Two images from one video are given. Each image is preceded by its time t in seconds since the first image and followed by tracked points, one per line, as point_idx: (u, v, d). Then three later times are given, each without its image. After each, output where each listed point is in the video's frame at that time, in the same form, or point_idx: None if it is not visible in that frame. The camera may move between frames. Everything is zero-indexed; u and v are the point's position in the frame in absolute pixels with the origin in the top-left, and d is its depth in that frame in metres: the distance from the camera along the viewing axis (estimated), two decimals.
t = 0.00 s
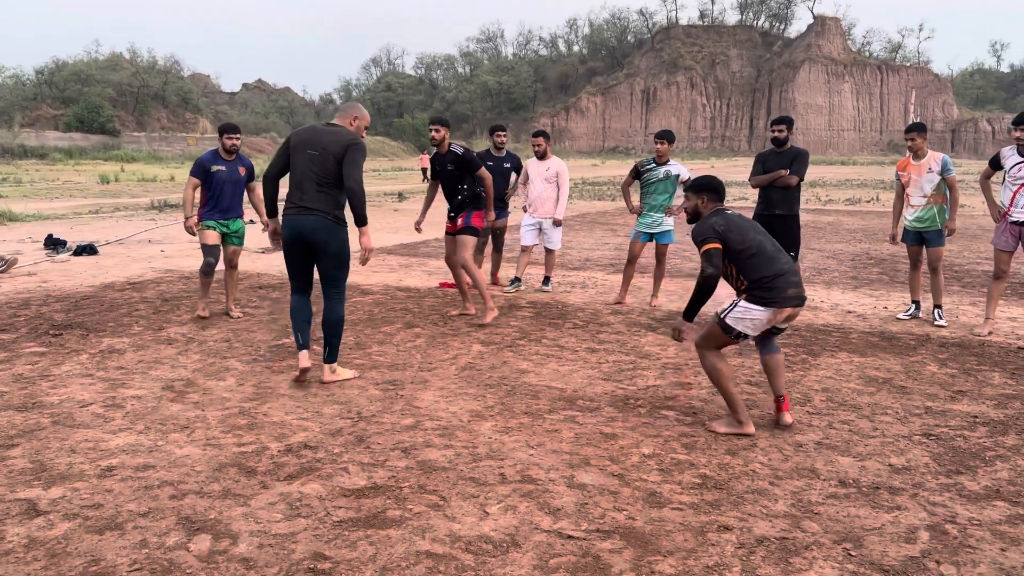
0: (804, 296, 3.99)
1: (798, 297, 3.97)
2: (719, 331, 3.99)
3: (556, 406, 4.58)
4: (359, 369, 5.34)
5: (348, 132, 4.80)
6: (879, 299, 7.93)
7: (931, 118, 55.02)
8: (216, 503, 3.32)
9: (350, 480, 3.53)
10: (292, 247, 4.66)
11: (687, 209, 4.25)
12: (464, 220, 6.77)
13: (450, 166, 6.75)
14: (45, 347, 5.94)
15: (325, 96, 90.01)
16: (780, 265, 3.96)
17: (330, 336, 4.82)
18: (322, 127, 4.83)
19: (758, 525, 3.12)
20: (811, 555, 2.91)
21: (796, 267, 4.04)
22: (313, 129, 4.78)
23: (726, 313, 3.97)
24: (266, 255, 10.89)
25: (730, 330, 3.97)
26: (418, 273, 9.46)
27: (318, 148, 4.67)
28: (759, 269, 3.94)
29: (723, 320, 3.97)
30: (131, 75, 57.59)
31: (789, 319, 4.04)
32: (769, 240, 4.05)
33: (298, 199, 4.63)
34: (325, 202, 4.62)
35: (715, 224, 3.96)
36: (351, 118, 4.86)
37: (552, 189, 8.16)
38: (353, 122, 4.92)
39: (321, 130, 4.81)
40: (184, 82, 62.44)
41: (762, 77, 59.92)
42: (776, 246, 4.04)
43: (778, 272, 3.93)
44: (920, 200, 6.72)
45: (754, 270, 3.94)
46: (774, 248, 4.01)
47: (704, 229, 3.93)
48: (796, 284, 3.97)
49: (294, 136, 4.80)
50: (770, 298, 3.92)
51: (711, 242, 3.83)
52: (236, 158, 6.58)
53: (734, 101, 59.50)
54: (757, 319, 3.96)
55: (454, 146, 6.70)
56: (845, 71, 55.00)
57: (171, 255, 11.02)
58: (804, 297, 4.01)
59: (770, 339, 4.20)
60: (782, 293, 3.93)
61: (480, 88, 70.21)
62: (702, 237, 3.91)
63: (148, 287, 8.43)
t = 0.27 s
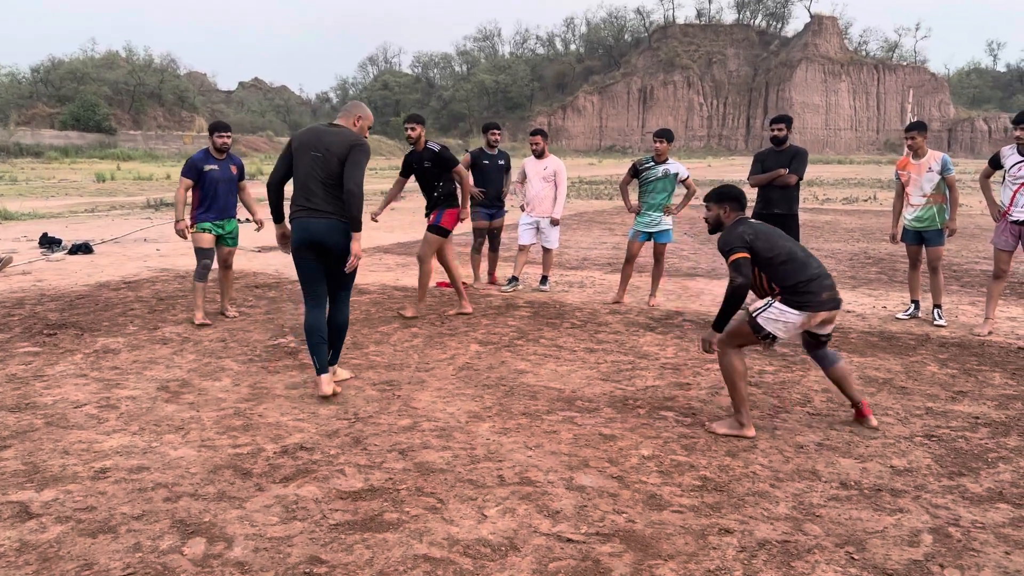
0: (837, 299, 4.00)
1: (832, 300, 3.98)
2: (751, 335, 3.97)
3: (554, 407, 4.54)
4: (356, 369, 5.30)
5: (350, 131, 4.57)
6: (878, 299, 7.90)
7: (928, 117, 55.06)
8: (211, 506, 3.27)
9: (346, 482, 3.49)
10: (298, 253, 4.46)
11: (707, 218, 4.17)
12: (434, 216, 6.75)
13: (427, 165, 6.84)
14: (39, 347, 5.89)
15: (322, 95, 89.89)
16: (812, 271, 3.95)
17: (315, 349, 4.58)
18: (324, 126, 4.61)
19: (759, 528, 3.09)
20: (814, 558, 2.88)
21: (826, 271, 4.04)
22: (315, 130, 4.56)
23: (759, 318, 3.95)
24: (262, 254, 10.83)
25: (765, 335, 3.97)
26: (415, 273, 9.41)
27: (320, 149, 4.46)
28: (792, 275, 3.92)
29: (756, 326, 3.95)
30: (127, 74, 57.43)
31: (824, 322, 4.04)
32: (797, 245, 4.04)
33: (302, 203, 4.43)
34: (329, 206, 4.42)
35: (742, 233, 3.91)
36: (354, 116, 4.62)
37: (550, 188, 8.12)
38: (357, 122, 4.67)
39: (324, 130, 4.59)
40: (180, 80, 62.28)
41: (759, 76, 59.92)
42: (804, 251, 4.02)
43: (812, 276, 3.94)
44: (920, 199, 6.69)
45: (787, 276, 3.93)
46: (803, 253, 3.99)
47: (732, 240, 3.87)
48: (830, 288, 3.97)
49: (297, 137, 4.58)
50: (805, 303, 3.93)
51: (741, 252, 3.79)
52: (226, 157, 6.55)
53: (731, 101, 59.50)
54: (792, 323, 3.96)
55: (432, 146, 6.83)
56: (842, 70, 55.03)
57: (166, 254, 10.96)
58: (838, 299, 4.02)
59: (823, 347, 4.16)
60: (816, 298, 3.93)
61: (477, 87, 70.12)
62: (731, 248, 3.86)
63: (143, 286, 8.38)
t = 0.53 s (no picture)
0: (863, 307, 3.93)
1: (859, 308, 3.90)
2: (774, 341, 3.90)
3: (555, 410, 4.46)
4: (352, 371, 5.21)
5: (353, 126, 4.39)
6: (880, 299, 7.83)
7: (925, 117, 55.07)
8: (203, 513, 3.19)
9: (342, 488, 3.41)
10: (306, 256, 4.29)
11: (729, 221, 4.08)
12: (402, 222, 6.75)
13: (395, 170, 6.66)
14: (30, 348, 5.80)
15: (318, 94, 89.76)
16: (839, 277, 3.87)
17: (315, 357, 4.43)
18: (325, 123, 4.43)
19: (766, 536, 3.01)
20: (823, 567, 2.80)
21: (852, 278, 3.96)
22: (317, 127, 4.39)
23: (784, 322, 3.88)
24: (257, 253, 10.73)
25: (787, 340, 3.91)
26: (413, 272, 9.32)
27: (321, 146, 4.28)
28: (820, 282, 3.84)
29: (779, 331, 3.88)
30: (124, 73, 57.26)
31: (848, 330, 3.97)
32: (823, 251, 3.95)
33: (307, 203, 4.26)
34: (335, 205, 4.24)
35: (770, 237, 3.82)
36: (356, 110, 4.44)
37: (548, 188, 8.04)
38: (360, 117, 4.49)
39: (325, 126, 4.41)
40: (177, 80, 62.10)
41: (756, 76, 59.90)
42: (830, 257, 3.94)
43: (839, 283, 3.86)
44: (923, 199, 6.62)
45: (814, 282, 3.85)
46: (830, 258, 3.91)
47: (761, 245, 3.78)
48: (857, 295, 3.89)
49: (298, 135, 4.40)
50: (832, 310, 3.85)
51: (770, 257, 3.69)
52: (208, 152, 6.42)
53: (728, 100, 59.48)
54: (817, 330, 3.89)
55: (399, 150, 6.62)
56: (839, 70, 55.03)
57: (161, 253, 10.87)
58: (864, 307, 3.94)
59: (838, 347, 4.09)
60: (844, 305, 3.86)
61: (474, 87, 70.04)
62: (759, 254, 3.76)
63: (137, 286, 8.28)
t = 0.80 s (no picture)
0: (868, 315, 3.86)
1: (863, 316, 3.83)
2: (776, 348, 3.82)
3: (549, 416, 4.35)
4: (341, 376, 5.08)
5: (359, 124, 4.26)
6: (874, 300, 7.76)
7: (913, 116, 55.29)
8: (185, 527, 3.06)
9: (330, 499, 3.29)
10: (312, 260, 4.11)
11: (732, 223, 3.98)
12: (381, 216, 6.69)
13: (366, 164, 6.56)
14: (9, 353, 5.65)
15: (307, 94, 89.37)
16: (845, 283, 3.80)
17: (308, 362, 4.31)
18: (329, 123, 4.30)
19: (770, 547, 2.92)
20: None
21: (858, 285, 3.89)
22: (321, 127, 4.26)
23: (786, 326, 3.80)
24: (244, 255, 10.58)
25: (789, 345, 3.82)
26: (403, 274, 9.20)
27: (326, 144, 4.14)
28: (825, 288, 3.77)
29: (781, 336, 3.79)
30: (110, 72, 56.76)
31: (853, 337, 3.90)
32: (829, 256, 3.88)
33: (312, 204, 4.10)
34: (342, 205, 4.08)
35: (775, 242, 3.73)
36: (361, 109, 4.32)
37: (540, 188, 7.93)
38: (366, 116, 4.39)
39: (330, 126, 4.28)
40: (164, 79, 61.64)
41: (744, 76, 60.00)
42: (837, 262, 3.87)
43: (845, 290, 3.79)
44: (919, 198, 6.55)
45: (818, 288, 3.78)
46: (836, 264, 3.84)
47: (766, 249, 3.69)
48: (862, 303, 3.83)
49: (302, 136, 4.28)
50: (836, 317, 3.79)
51: (774, 262, 3.61)
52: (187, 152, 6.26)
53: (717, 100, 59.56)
54: (820, 336, 3.83)
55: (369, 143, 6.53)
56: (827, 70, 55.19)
57: (146, 255, 10.70)
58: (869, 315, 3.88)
59: (837, 352, 4.02)
60: (849, 313, 3.79)
61: (463, 86, 69.87)
62: (763, 258, 3.68)
63: (121, 288, 8.12)
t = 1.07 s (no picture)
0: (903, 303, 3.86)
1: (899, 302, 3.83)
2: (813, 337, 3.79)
3: (537, 421, 4.27)
4: (323, 382, 4.97)
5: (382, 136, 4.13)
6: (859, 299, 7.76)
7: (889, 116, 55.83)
8: (163, 542, 2.95)
9: (314, 511, 3.19)
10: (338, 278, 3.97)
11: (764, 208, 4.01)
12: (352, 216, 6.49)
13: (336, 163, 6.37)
14: None
15: (284, 94, 88.69)
16: (881, 268, 3.80)
17: (299, 367, 4.20)
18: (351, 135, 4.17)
19: (767, 557, 2.85)
20: None
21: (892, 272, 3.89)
22: (343, 140, 4.13)
23: (823, 314, 3.79)
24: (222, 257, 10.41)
25: (829, 338, 3.80)
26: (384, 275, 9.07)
27: (351, 158, 4.01)
28: (861, 273, 3.76)
29: (818, 324, 3.78)
30: (84, 72, 55.94)
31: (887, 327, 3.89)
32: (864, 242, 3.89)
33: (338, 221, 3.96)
34: (368, 220, 3.94)
35: (811, 224, 3.75)
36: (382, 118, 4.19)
37: (524, 188, 7.86)
38: (387, 125, 4.25)
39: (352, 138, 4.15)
40: (138, 79, 60.85)
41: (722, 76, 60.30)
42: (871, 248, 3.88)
43: (880, 275, 3.77)
44: (903, 198, 6.55)
45: (854, 273, 3.77)
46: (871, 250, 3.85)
47: (803, 232, 3.71)
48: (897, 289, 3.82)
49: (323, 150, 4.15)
50: (873, 303, 3.77)
51: (812, 243, 3.62)
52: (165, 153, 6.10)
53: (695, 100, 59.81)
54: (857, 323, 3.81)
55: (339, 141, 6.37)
56: (803, 70, 55.58)
57: (121, 257, 10.49)
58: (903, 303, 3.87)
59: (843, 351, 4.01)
60: (885, 298, 3.77)
61: (442, 86, 69.64)
62: (800, 240, 3.69)
63: (96, 292, 7.94)
